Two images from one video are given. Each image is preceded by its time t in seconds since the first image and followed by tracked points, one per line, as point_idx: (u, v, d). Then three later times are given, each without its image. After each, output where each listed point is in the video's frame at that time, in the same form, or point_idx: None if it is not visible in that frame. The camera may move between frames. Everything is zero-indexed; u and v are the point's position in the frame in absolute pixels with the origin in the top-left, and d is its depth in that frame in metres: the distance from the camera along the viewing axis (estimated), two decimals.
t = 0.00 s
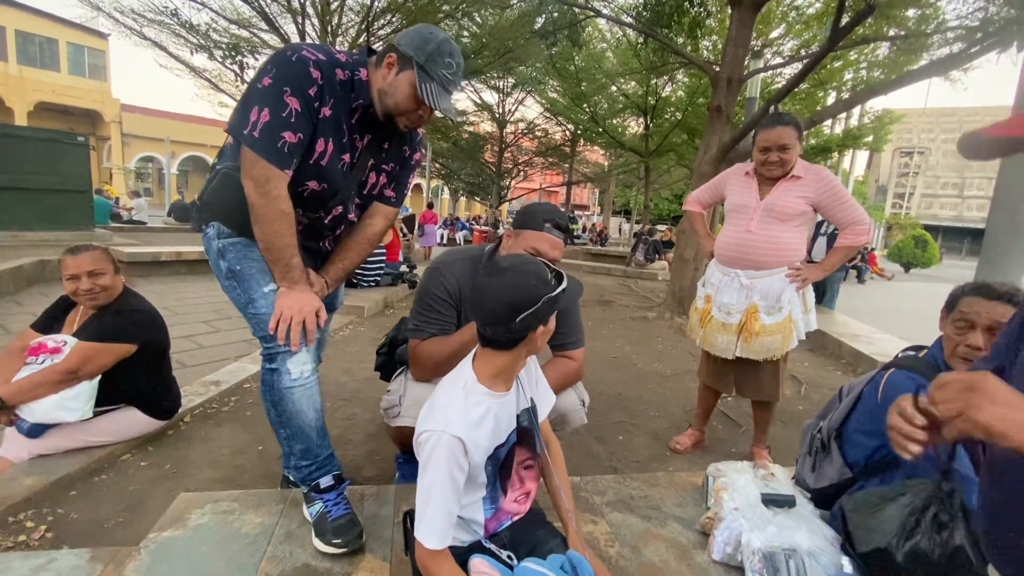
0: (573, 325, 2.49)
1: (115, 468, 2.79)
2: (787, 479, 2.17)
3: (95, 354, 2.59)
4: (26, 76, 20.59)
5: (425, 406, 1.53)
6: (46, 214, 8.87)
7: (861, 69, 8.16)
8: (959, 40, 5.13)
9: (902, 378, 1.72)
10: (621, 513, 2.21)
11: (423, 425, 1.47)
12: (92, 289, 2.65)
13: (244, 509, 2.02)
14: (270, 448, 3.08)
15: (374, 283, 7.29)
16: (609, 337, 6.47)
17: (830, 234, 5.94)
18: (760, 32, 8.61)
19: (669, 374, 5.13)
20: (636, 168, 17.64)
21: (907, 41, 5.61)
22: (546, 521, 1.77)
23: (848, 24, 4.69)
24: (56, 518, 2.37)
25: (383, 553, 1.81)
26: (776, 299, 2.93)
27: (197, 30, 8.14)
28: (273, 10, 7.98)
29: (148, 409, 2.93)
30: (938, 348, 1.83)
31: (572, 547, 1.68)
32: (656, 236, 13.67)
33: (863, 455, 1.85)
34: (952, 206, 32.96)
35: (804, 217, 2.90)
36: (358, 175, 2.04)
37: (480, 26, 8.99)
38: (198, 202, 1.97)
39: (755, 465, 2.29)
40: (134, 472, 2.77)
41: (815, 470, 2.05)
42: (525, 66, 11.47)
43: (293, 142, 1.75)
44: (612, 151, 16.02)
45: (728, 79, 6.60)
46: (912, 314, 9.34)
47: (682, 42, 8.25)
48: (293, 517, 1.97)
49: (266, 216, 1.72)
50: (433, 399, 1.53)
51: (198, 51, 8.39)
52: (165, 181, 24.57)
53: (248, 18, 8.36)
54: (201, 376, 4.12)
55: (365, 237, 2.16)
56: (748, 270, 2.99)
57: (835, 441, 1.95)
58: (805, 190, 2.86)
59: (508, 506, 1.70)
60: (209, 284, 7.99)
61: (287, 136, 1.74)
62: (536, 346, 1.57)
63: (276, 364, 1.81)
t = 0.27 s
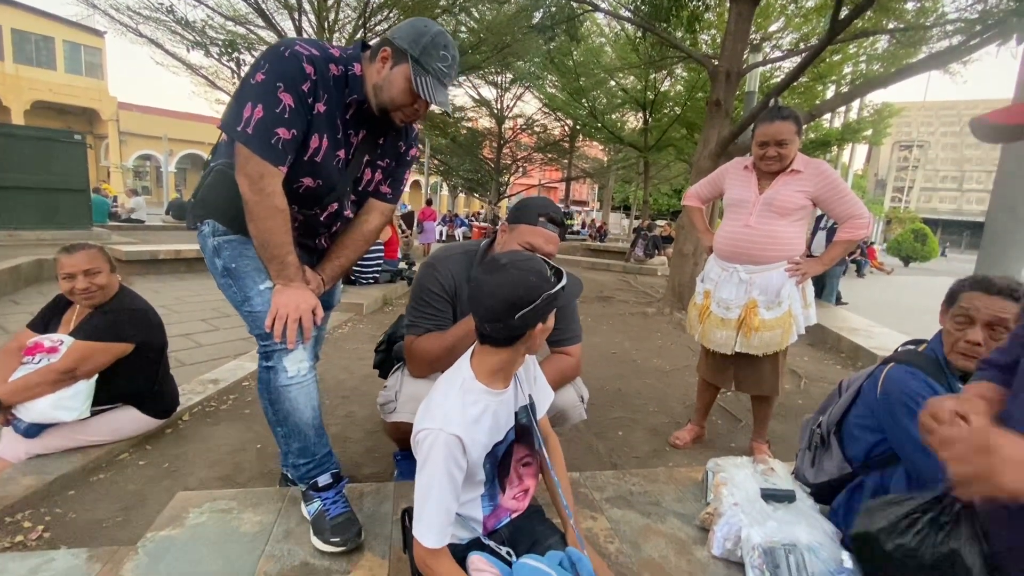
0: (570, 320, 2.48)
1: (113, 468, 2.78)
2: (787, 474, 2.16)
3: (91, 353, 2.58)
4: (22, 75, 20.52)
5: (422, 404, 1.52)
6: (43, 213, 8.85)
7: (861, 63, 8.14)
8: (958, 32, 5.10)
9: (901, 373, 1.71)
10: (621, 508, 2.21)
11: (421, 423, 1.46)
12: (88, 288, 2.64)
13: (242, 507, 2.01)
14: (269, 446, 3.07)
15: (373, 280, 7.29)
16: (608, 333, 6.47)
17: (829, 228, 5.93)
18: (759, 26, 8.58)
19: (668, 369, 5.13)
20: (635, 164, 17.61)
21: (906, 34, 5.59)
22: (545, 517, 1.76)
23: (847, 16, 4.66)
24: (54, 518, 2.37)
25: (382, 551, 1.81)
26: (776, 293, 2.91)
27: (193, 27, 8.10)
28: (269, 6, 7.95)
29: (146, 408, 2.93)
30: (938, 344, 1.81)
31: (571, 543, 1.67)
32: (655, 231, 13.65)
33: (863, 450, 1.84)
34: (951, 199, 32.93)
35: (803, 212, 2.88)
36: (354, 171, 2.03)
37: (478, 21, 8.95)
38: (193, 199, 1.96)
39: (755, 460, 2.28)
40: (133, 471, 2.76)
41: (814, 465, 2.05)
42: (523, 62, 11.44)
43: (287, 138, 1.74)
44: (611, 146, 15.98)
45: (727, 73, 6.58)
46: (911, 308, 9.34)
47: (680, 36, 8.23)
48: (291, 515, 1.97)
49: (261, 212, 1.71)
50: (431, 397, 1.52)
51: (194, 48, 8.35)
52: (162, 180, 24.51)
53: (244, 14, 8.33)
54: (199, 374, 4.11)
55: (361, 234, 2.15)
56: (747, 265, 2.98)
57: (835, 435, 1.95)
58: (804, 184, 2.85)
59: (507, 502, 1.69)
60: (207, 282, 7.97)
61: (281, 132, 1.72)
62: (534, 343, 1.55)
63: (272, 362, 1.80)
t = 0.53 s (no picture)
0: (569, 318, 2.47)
1: (114, 467, 2.78)
2: (787, 470, 2.17)
3: (91, 353, 2.58)
4: (20, 74, 20.49)
5: (423, 403, 1.52)
6: (43, 213, 8.83)
7: (861, 58, 8.12)
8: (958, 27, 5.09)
9: (901, 369, 1.71)
10: (621, 505, 2.21)
11: (422, 422, 1.46)
12: (88, 288, 2.64)
13: (243, 505, 2.01)
14: (270, 445, 3.07)
15: (373, 278, 7.28)
16: (608, 330, 6.47)
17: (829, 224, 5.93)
18: (759, 22, 8.56)
19: (669, 366, 5.13)
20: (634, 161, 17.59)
21: (906, 29, 5.57)
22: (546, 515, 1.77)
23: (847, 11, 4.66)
24: (55, 517, 2.37)
25: (383, 548, 1.81)
26: (776, 290, 2.91)
27: (191, 26, 8.09)
28: (267, 4, 7.93)
29: (146, 408, 2.93)
30: (939, 340, 1.81)
31: (572, 541, 1.67)
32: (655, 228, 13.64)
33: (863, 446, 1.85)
34: (951, 195, 32.90)
35: (804, 209, 2.88)
36: (353, 169, 2.03)
37: (477, 18, 8.93)
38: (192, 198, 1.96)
39: (755, 457, 2.28)
40: (133, 470, 2.76)
41: (815, 461, 2.06)
42: (522, 59, 11.41)
43: (287, 136, 1.74)
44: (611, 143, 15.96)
45: (726, 69, 6.57)
46: (912, 304, 9.34)
47: (679, 32, 8.21)
48: (292, 514, 1.97)
49: (261, 211, 1.71)
50: (431, 396, 1.52)
51: (192, 47, 8.34)
52: (162, 179, 24.48)
53: (242, 12, 8.31)
54: (200, 373, 4.12)
55: (360, 232, 2.15)
56: (748, 262, 2.98)
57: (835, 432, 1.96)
58: (805, 181, 2.84)
59: (507, 501, 1.69)
60: (207, 281, 7.97)
61: (280, 131, 1.72)
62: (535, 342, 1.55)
63: (273, 360, 1.80)
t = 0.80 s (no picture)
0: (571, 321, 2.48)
1: (118, 465, 2.79)
2: (788, 466, 2.18)
3: (94, 352, 2.59)
4: (20, 73, 20.49)
5: (426, 401, 1.53)
6: (43, 212, 8.84)
7: (861, 55, 8.12)
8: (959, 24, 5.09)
9: (901, 367, 1.72)
10: (623, 502, 2.22)
11: (426, 420, 1.46)
12: (91, 287, 2.65)
13: (246, 503, 2.03)
14: (273, 443, 3.08)
15: (374, 276, 7.29)
16: (609, 328, 6.48)
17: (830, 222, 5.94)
18: (759, 18, 8.55)
19: (669, 364, 5.14)
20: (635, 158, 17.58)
21: (907, 25, 5.57)
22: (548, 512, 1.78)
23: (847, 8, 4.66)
24: (59, 515, 2.38)
25: (385, 545, 1.82)
26: (776, 288, 2.92)
27: (191, 24, 8.09)
28: (267, 2, 7.93)
29: (149, 406, 2.94)
30: (939, 337, 1.81)
31: (574, 537, 1.68)
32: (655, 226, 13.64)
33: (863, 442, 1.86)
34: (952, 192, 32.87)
35: (805, 206, 2.88)
36: (357, 168, 2.04)
37: (477, 15, 8.92)
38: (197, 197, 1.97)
39: (755, 453, 2.29)
40: (137, 468, 2.78)
41: (816, 457, 2.06)
42: (522, 56, 11.40)
43: (291, 135, 1.74)
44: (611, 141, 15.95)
45: (727, 66, 6.57)
46: (912, 301, 9.34)
47: (680, 29, 8.20)
48: (295, 511, 1.98)
49: (265, 209, 1.72)
50: (434, 395, 1.53)
51: (192, 45, 8.33)
52: (162, 178, 24.49)
53: (242, 10, 8.30)
54: (202, 372, 4.13)
55: (363, 231, 2.15)
56: (749, 260, 2.99)
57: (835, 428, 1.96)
58: (806, 178, 2.84)
59: (509, 497, 1.70)
60: (208, 280, 7.98)
61: (285, 129, 1.72)
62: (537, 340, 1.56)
63: (277, 358, 1.81)
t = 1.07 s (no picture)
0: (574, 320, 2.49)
1: (121, 463, 2.80)
2: (791, 464, 2.17)
3: (97, 350, 2.60)
4: (22, 72, 20.54)
5: (429, 400, 1.53)
6: (45, 211, 8.86)
7: (865, 53, 8.09)
8: (963, 22, 5.07)
9: (903, 366, 1.73)
10: (625, 500, 2.22)
11: (429, 418, 1.47)
12: (94, 286, 2.65)
13: (249, 500, 2.03)
14: (275, 441, 3.09)
15: (376, 275, 7.30)
16: (611, 326, 6.48)
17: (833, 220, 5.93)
18: (762, 16, 8.53)
19: (671, 362, 5.14)
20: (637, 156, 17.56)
21: (911, 23, 5.55)
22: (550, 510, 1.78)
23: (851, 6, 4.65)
24: (63, 512, 2.39)
25: (388, 543, 1.83)
26: (779, 286, 2.92)
27: (193, 22, 8.09)
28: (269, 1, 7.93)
29: (151, 404, 2.95)
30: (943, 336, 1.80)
31: (576, 535, 1.68)
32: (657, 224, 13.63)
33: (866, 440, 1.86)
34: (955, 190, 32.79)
35: (808, 205, 2.88)
36: (363, 167, 2.04)
37: (478, 13, 8.91)
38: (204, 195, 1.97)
39: (758, 452, 2.29)
40: (139, 465, 2.79)
41: (818, 455, 2.06)
42: (524, 54, 11.39)
43: (299, 134, 1.75)
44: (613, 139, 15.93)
45: (729, 64, 6.55)
46: (915, 299, 9.32)
47: (682, 27, 8.19)
48: (298, 508, 1.99)
49: (271, 207, 1.72)
50: (436, 394, 1.53)
51: (194, 43, 8.34)
52: (164, 176, 24.55)
53: (244, 9, 8.30)
54: (205, 369, 4.14)
55: (368, 229, 2.15)
56: (752, 258, 2.99)
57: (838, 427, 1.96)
58: (810, 177, 2.84)
59: (512, 496, 1.71)
60: (211, 278, 8.00)
61: (292, 128, 1.73)
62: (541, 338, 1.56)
63: (282, 355, 1.82)
